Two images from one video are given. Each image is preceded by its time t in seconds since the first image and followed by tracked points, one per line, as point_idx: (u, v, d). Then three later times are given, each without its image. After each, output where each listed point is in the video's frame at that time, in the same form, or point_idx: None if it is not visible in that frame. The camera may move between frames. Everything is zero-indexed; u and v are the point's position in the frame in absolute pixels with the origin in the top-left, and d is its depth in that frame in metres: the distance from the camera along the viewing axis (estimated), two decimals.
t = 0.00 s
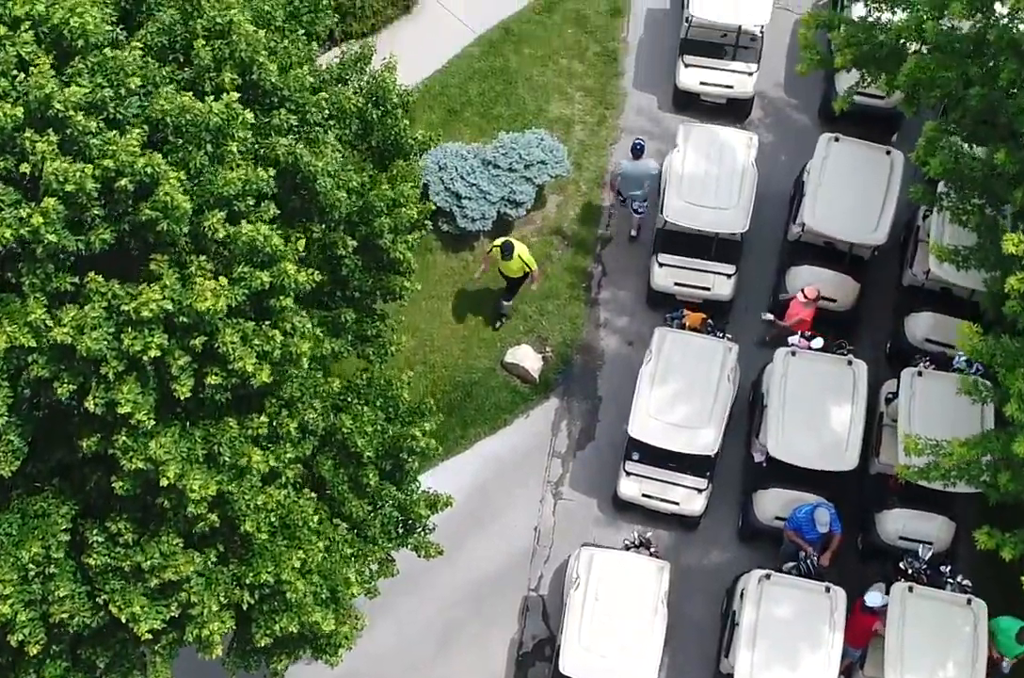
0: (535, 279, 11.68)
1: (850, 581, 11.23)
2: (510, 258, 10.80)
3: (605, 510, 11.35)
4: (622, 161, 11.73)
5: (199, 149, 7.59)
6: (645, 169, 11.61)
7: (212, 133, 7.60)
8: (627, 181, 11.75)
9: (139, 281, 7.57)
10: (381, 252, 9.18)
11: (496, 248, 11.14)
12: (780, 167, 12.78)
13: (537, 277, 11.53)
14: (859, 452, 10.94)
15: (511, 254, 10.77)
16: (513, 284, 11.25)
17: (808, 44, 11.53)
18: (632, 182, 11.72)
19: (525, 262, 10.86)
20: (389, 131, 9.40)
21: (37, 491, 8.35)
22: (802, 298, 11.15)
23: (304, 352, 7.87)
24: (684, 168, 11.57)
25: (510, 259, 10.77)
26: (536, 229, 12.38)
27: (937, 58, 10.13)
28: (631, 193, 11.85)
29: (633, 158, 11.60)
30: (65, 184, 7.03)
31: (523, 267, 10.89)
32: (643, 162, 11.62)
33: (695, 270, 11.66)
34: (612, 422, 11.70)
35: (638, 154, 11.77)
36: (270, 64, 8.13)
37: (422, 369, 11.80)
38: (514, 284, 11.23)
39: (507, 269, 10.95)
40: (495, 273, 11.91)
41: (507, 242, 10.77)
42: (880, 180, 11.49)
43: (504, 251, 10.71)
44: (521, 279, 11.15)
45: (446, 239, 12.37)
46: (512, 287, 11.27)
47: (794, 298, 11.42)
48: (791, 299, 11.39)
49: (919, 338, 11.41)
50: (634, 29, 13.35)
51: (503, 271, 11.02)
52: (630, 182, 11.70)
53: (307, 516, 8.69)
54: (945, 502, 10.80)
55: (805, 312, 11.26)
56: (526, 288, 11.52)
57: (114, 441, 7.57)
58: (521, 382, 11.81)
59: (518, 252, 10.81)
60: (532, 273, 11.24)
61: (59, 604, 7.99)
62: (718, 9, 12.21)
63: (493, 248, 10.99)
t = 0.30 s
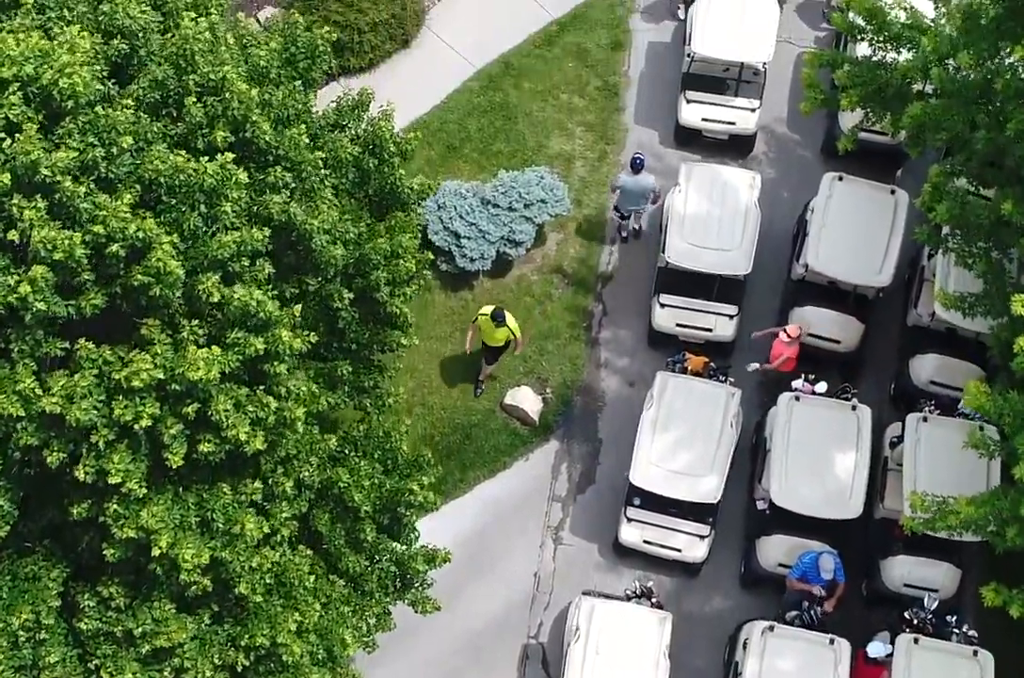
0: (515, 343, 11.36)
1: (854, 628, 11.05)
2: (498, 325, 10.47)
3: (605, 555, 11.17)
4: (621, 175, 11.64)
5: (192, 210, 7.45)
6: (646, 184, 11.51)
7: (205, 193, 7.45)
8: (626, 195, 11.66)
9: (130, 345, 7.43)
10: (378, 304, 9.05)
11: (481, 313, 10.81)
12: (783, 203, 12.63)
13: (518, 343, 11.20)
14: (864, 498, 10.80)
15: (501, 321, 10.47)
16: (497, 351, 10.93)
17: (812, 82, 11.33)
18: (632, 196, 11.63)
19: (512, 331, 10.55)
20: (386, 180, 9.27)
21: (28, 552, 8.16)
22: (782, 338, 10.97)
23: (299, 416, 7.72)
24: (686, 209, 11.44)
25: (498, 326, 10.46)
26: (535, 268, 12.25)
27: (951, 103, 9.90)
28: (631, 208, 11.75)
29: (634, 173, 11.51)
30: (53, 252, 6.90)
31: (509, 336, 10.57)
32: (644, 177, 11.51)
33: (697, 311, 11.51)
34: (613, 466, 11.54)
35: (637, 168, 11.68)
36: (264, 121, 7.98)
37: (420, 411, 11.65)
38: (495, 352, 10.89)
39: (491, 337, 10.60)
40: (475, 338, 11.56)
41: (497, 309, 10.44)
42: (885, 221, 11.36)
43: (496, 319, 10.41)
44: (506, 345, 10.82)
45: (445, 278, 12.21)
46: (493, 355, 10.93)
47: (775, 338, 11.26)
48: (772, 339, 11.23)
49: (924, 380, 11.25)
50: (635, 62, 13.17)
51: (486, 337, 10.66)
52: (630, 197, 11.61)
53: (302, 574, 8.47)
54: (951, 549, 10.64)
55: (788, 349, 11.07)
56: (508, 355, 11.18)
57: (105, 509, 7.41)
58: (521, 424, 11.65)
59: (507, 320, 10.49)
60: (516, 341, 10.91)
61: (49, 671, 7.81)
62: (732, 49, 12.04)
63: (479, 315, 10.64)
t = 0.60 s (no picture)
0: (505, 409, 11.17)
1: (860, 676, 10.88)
2: (490, 394, 10.25)
3: (608, 602, 11.00)
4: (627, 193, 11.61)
5: (185, 274, 7.28)
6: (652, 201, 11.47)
7: (198, 258, 7.29)
8: (632, 214, 11.60)
9: (124, 411, 7.27)
10: (377, 358, 8.91)
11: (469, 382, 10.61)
12: (787, 240, 12.48)
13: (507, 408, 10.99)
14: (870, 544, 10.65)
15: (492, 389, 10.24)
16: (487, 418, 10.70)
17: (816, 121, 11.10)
18: (638, 214, 11.58)
19: (504, 398, 10.34)
20: (384, 230, 9.11)
21: (19, 615, 7.94)
22: (771, 387, 10.80)
23: (296, 483, 7.59)
24: (689, 250, 11.26)
25: (490, 394, 10.22)
26: (537, 306, 12.10)
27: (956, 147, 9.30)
28: (636, 227, 11.68)
29: (640, 190, 11.47)
30: (44, 323, 6.74)
31: (501, 404, 10.36)
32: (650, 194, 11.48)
33: (700, 352, 11.37)
34: (615, 509, 11.38)
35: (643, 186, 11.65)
36: (260, 180, 7.85)
37: (420, 454, 11.50)
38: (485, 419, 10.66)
39: (483, 405, 10.37)
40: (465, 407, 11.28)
41: (489, 376, 10.24)
42: (890, 263, 11.20)
43: (487, 386, 10.16)
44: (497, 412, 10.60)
45: (445, 317, 12.05)
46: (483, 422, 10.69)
47: (765, 387, 11.09)
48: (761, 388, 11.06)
49: (930, 421, 11.10)
50: (636, 96, 12.97)
51: (478, 407, 10.43)
52: (636, 216, 11.56)
53: (300, 635, 8.23)
54: (958, 597, 10.50)
55: (778, 399, 10.90)
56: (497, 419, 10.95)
57: (98, 578, 7.25)
58: (521, 467, 11.49)
59: (499, 387, 10.29)
60: (506, 406, 10.72)
61: None
62: (737, 80, 11.90)
63: (469, 384, 10.41)
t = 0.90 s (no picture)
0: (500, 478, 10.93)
1: None
2: (486, 470, 10.06)
3: (611, 649, 10.75)
4: (632, 210, 11.61)
5: (180, 340, 7.12)
6: (656, 218, 11.47)
7: (193, 325, 7.12)
8: (637, 231, 11.62)
9: (118, 480, 7.12)
10: (377, 415, 8.75)
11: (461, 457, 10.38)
12: (793, 278, 12.33)
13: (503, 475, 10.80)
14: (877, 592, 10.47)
15: (486, 465, 10.06)
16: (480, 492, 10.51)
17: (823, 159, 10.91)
18: (643, 231, 11.59)
19: (500, 472, 10.14)
20: (384, 281, 8.93)
21: None
22: (761, 439, 10.67)
23: (294, 552, 7.42)
24: (693, 292, 11.16)
25: (484, 471, 10.04)
26: (539, 346, 11.95)
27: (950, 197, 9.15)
28: (642, 243, 11.71)
29: (644, 207, 11.48)
30: (35, 395, 6.58)
31: (498, 478, 10.16)
32: (655, 210, 11.47)
33: (705, 395, 11.21)
34: (618, 554, 11.19)
35: (648, 203, 11.65)
36: (257, 241, 7.65)
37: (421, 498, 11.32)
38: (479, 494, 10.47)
39: (478, 483, 10.15)
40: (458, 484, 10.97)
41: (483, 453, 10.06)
42: (898, 305, 11.05)
43: (482, 463, 9.99)
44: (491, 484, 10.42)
45: (446, 357, 11.89)
46: (478, 498, 10.50)
47: (754, 439, 10.90)
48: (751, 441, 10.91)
49: (937, 467, 10.93)
50: (640, 131, 12.82)
51: (474, 485, 10.20)
52: (640, 232, 11.57)
53: None
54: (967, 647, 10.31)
55: (769, 452, 10.74)
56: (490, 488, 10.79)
57: (91, 652, 7.08)
58: (523, 511, 11.33)
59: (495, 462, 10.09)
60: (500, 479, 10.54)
61: None
62: (739, 113, 11.75)
63: (461, 463, 10.21)
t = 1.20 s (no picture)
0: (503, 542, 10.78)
1: None
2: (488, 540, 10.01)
3: None
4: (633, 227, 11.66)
5: (177, 409, 7.00)
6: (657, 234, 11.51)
7: (192, 395, 7.00)
8: (640, 247, 11.66)
9: (113, 551, 6.96)
10: (377, 474, 8.60)
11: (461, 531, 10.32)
12: (799, 317, 12.18)
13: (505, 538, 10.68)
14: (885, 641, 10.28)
15: (488, 536, 10.00)
16: (488, 562, 10.45)
17: (831, 200, 10.70)
18: (645, 247, 11.63)
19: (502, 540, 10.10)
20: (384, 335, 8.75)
21: None
22: (757, 490, 10.48)
23: (294, 624, 7.25)
24: (698, 335, 11.02)
25: (488, 542, 10.00)
26: (541, 387, 11.80)
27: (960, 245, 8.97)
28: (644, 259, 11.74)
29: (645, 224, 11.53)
30: (28, 470, 6.42)
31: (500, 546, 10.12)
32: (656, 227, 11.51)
33: (710, 439, 11.07)
34: (623, 600, 10.99)
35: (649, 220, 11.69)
36: (256, 303, 7.48)
37: (421, 543, 11.14)
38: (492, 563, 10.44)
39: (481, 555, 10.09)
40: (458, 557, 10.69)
41: (482, 525, 10.02)
42: (905, 349, 10.89)
43: (483, 535, 9.94)
44: (497, 552, 10.37)
45: (448, 398, 11.73)
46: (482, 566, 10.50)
47: (748, 487, 10.68)
48: (745, 492, 10.69)
49: (946, 511, 10.77)
50: (644, 165, 12.65)
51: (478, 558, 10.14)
52: (642, 249, 11.62)
53: None
54: None
55: (766, 500, 10.54)
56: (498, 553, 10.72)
57: None
58: (526, 556, 11.12)
59: (495, 531, 10.06)
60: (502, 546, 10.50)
61: None
62: (747, 152, 11.60)
63: (462, 539, 10.14)
